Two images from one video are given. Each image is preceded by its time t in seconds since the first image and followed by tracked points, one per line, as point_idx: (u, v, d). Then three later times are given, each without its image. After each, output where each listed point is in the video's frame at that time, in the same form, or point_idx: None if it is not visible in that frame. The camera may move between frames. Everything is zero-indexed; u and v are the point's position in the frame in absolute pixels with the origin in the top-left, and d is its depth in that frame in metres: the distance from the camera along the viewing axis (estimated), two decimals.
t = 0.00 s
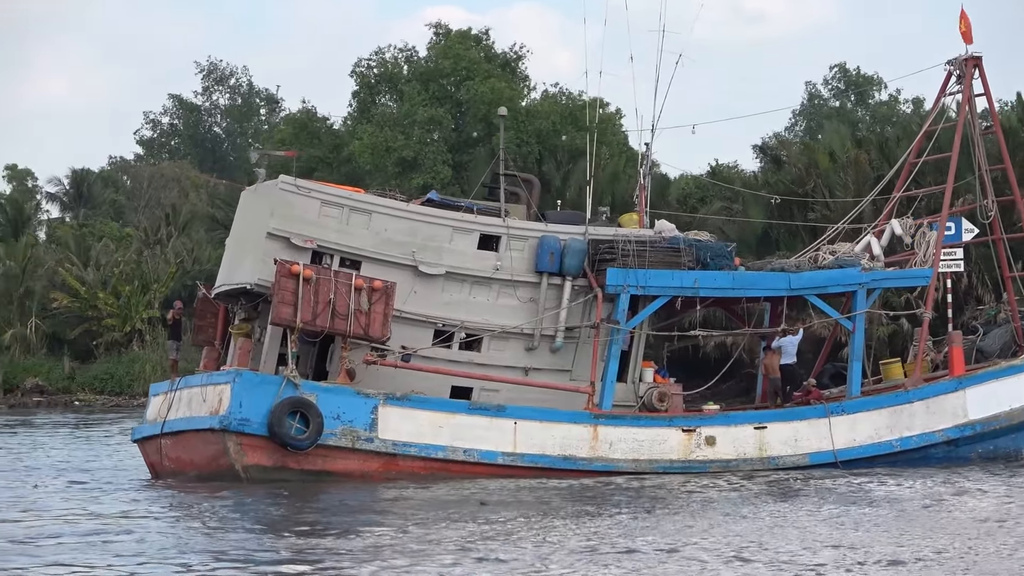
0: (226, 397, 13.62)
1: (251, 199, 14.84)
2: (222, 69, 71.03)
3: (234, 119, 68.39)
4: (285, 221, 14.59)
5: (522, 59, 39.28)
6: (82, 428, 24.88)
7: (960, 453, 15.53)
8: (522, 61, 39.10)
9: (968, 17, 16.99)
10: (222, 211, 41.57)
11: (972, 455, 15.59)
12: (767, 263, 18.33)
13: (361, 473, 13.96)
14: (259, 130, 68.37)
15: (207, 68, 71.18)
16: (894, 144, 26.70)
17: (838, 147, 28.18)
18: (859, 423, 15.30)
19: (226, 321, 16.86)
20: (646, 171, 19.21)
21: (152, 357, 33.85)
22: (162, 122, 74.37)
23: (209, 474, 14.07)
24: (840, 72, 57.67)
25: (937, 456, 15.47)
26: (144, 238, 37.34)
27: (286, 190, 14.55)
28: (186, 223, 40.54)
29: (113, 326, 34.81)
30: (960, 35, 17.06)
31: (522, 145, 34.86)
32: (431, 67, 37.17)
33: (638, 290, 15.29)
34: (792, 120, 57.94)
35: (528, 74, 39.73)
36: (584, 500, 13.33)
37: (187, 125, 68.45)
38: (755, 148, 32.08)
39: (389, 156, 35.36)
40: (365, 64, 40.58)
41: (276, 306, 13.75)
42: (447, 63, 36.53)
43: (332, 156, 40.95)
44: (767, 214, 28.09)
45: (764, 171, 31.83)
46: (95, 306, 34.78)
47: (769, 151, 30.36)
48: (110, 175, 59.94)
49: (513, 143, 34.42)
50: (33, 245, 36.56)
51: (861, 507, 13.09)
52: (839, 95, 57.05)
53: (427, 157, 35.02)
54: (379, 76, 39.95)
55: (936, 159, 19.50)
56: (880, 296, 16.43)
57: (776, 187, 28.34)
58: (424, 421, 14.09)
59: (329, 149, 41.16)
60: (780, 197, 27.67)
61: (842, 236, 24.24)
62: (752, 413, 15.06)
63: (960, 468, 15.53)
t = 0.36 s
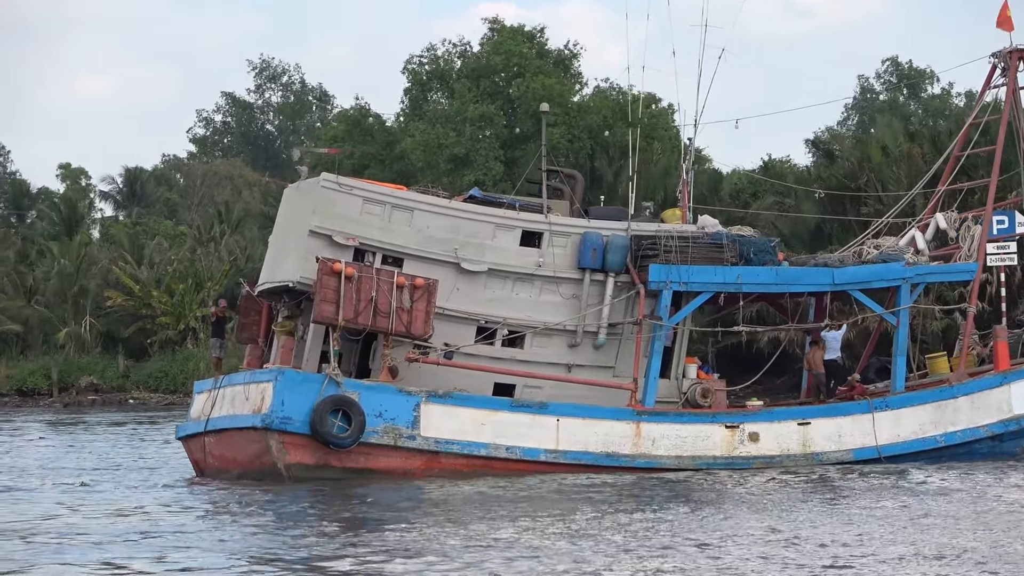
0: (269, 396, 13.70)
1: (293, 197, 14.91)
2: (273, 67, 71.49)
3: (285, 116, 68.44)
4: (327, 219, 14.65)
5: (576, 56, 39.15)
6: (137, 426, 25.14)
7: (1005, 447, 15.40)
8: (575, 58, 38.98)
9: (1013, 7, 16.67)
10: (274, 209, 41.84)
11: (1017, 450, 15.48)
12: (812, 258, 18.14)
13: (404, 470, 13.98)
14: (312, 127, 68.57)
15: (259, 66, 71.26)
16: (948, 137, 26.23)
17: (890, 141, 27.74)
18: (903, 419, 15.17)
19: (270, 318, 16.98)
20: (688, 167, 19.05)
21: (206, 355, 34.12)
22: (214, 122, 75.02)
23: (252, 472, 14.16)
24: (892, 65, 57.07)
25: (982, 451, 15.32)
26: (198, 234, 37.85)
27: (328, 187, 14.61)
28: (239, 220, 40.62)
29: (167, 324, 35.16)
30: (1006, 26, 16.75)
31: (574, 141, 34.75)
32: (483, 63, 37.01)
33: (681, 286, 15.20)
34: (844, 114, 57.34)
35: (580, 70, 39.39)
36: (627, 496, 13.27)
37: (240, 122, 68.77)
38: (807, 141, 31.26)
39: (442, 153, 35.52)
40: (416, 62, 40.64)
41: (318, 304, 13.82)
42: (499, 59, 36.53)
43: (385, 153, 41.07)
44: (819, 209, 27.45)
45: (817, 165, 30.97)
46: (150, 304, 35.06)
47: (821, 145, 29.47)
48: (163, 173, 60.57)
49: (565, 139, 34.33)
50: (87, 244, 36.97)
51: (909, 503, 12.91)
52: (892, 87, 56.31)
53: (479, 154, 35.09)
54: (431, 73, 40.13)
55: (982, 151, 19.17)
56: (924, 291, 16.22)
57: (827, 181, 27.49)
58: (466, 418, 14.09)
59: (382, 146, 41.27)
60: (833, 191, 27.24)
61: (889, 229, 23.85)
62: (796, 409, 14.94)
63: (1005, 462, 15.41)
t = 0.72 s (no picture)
0: (302, 390, 13.78)
1: (327, 191, 14.98)
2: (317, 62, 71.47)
3: (331, 111, 67.01)
4: (361, 214, 14.69)
5: (623, 53, 38.99)
6: (181, 420, 25.36)
7: None
8: (622, 55, 38.84)
9: None
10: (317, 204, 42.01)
11: None
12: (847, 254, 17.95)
13: (436, 466, 14.01)
14: (358, 122, 67.19)
15: (306, 60, 70.05)
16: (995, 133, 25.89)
17: (936, 138, 27.40)
18: (938, 416, 15.15)
19: (304, 311, 17.08)
20: (723, 163, 18.92)
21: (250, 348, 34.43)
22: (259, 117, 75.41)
23: (285, 466, 14.25)
24: (938, 62, 56.40)
25: (1017, 448, 15.34)
26: (243, 229, 38.40)
27: (363, 181, 14.63)
28: (283, 215, 40.98)
29: (212, 318, 35.15)
30: None
31: (619, 137, 34.59)
32: (527, 58, 36.66)
33: (715, 282, 15.15)
34: (889, 111, 56.89)
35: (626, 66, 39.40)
36: (660, 491, 13.24)
37: (285, 116, 68.03)
38: (851, 138, 31.28)
39: (487, 148, 35.78)
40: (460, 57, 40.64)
41: (351, 300, 13.88)
42: (544, 53, 36.41)
43: (431, 148, 41.05)
44: (861, 204, 26.96)
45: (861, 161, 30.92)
46: (194, 298, 35.23)
47: (866, 142, 29.51)
48: (209, 167, 60.93)
49: (610, 134, 34.22)
50: (132, 239, 37.53)
51: (947, 500, 12.75)
52: (939, 83, 55.63)
53: (524, 149, 35.07)
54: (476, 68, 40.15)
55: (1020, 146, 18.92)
56: (959, 287, 16.07)
57: (871, 177, 27.25)
58: (499, 414, 14.08)
59: (427, 141, 41.21)
60: (878, 187, 26.89)
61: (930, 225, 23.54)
62: (830, 405, 14.88)
63: None
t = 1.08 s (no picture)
0: (329, 386, 13.85)
1: (356, 187, 15.04)
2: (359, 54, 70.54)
3: (370, 106, 67.40)
4: (389, 210, 14.74)
5: (664, 49, 38.85)
6: (219, 415, 25.56)
7: None
8: (663, 52, 38.67)
9: None
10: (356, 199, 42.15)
11: None
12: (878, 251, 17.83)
13: (463, 461, 14.05)
14: (398, 118, 67.41)
15: (347, 56, 69.77)
16: None
17: (976, 135, 27.11)
18: (967, 413, 15.09)
19: (334, 306, 17.11)
20: (754, 160, 18.84)
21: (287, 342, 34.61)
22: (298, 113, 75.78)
23: (313, 461, 14.33)
24: (979, 59, 55.92)
25: None
26: (282, 224, 38.66)
27: (391, 177, 14.68)
28: (322, 211, 41.14)
29: (252, 313, 35.39)
30: None
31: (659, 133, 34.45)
32: (568, 54, 36.90)
33: (744, 279, 15.06)
34: (928, 108, 56.49)
35: (666, 63, 39.27)
36: (687, 488, 13.21)
37: (324, 112, 68.42)
38: (891, 134, 31.10)
39: (526, 144, 35.70)
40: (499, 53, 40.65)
41: (379, 295, 13.93)
42: (583, 50, 36.36)
43: (470, 144, 41.04)
44: (901, 201, 26.57)
45: (900, 157, 30.75)
46: (233, 293, 35.59)
47: (905, 138, 29.29)
48: (249, 163, 61.31)
49: (650, 130, 34.06)
50: (172, 234, 37.78)
51: (977, 498, 12.64)
52: (979, 81, 55.33)
53: (563, 144, 35.12)
54: (514, 65, 40.25)
55: None
56: (990, 285, 15.93)
57: (910, 174, 27.00)
58: (526, 410, 14.09)
59: (467, 136, 41.20)
60: (917, 184, 26.56)
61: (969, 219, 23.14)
62: (859, 402, 14.80)
63: None
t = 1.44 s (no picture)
0: (351, 380, 13.91)
1: (379, 181, 15.09)
2: (393, 47, 69.78)
3: (404, 100, 66.67)
4: (412, 203, 14.79)
5: (697, 43, 38.67)
6: (251, 409, 25.71)
7: None
8: (697, 45, 38.47)
9: None
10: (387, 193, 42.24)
11: None
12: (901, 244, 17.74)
13: (484, 456, 14.08)
14: (431, 112, 66.84)
15: (380, 50, 69.54)
16: None
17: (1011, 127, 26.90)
18: (990, 408, 15.05)
19: (356, 300, 17.20)
20: (777, 153, 18.78)
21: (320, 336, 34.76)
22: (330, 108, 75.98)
23: (335, 455, 14.40)
24: (1012, 51, 55.55)
25: None
26: (315, 218, 38.80)
27: (413, 171, 14.72)
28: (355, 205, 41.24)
29: (286, 308, 35.49)
30: None
31: (692, 127, 34.31)
32: (601, 47, 36.54)
33: (767, 273, 15.02)
34: (963, 100, 56.06)
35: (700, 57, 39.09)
36: (710, 482, 13.21)
37: (358, 106, 67.84)
38: (926, 128, 30.84)
39: (559, 137, 35.84)
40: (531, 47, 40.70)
41: (400, 290, 13.97)
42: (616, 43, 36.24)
43: (503, 137, 41.11)
44: (934, 194, 26.35)
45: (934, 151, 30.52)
46: (267, 287, 35.72)
47: (939, 131, 29.09)
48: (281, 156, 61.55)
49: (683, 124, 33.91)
50: (205, 228, 38.04)
51: (1002, 493, 12.56)
52: (1011, 74, 55.06)
53: (596, 138, 35.07)
54: (547, 59, 40.30)
55: None
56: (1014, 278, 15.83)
57: (944, 167, 26.77)
58: (548, 404, 14.11)
59: (500, 130, 41.31)
60: (951, 177, 26.34)
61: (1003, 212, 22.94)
62: (882, 397, 14.75)
63: None
